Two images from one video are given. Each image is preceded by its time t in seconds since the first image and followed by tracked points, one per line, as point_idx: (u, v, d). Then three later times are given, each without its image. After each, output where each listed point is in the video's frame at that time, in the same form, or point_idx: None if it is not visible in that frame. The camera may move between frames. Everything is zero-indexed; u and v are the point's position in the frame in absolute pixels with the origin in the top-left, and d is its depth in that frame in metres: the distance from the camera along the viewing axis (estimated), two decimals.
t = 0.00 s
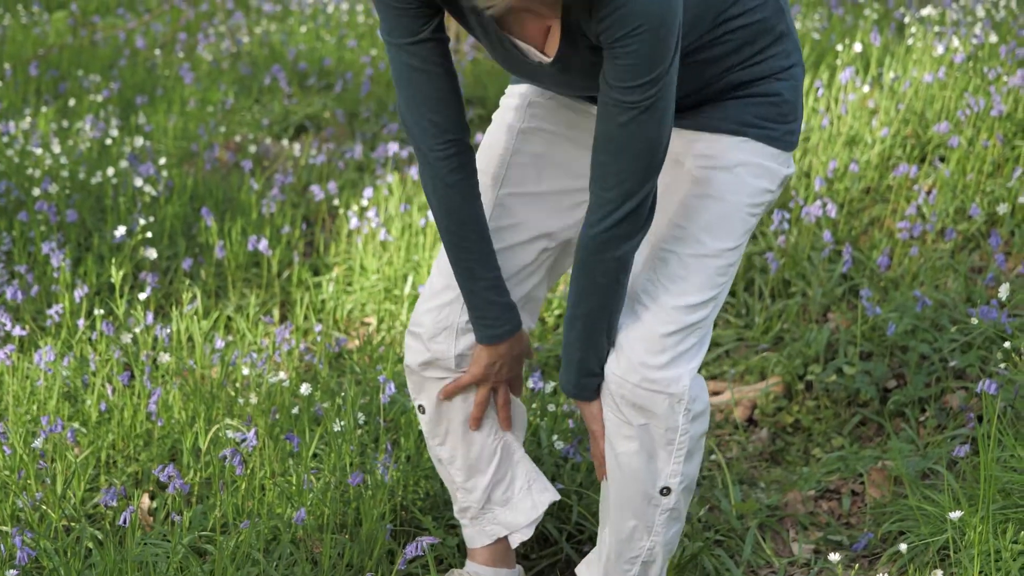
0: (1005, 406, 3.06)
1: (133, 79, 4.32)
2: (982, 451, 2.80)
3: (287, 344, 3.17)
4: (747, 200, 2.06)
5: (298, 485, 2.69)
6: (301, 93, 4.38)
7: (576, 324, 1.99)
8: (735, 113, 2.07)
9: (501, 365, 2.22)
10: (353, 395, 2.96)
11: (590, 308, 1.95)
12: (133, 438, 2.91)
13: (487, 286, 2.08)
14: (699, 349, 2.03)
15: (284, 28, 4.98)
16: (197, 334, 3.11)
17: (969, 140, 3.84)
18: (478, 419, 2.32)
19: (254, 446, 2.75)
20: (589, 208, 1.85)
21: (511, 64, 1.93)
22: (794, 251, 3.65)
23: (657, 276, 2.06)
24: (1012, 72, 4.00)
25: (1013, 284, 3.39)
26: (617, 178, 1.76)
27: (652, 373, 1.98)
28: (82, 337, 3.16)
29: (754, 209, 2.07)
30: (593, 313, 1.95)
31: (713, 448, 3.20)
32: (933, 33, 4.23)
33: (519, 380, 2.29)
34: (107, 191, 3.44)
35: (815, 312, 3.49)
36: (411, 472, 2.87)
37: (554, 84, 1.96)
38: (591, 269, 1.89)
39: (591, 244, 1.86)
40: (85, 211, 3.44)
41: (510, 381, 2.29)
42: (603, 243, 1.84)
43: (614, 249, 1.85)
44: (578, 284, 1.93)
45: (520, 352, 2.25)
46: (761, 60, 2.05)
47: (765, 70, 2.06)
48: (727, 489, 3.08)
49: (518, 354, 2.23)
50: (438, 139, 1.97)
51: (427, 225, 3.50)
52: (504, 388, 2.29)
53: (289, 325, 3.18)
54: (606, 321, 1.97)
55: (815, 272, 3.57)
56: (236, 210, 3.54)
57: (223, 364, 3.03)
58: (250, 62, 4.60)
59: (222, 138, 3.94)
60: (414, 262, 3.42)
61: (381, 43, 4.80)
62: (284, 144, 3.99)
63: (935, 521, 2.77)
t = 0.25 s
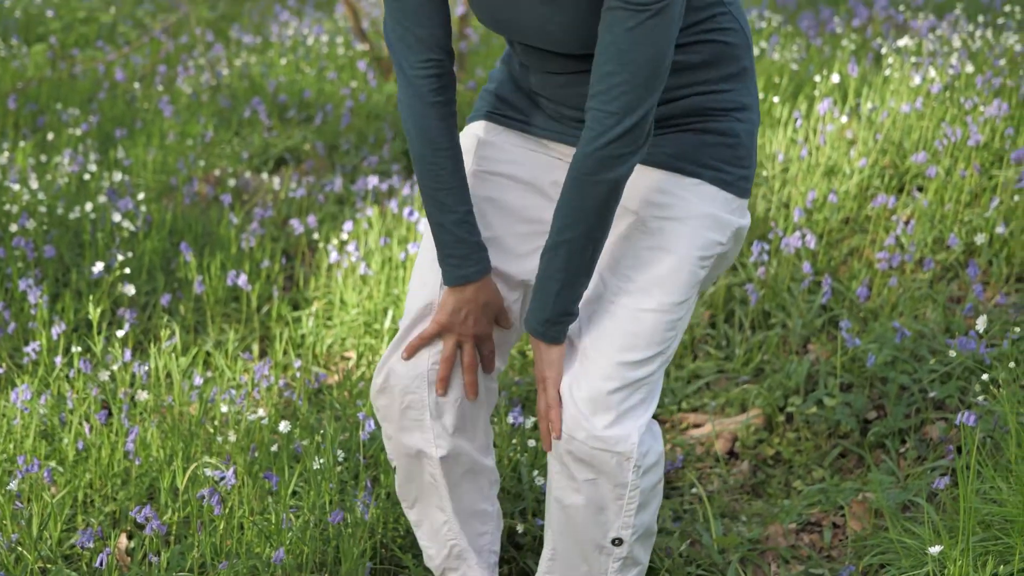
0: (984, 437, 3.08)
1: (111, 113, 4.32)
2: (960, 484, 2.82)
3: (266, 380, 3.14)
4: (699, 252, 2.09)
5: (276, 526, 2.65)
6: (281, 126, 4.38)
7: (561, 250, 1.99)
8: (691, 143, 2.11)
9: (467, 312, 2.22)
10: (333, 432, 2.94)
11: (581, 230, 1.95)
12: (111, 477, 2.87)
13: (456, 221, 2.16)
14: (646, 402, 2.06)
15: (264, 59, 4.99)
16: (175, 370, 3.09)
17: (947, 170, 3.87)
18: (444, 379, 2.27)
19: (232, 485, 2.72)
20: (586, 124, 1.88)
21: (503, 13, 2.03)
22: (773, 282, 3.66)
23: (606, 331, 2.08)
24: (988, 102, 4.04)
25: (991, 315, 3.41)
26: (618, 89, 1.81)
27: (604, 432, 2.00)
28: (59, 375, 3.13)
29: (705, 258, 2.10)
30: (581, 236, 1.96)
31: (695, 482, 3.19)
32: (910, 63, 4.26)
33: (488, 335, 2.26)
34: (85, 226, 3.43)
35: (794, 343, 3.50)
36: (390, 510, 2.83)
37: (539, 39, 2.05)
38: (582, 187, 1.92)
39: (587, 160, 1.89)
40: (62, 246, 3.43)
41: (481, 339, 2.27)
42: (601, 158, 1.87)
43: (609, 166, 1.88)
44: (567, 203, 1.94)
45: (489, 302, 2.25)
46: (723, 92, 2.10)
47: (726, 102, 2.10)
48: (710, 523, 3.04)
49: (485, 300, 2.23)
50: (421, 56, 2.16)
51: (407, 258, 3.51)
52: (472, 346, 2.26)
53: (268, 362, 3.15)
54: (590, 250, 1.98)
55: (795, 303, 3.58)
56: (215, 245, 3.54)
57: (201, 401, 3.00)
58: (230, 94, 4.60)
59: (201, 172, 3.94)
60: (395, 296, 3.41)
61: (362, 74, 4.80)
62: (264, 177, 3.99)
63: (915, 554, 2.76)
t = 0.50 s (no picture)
0: (960, 463, 3.04)
1: (85, 151, 4.35)
2: (937, 511, 2.78)
3: (241, 417, 3.13)
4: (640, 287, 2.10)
5: (253, 562, 2.60)
6: (255, 160, 4.39)
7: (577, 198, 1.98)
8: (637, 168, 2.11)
9: (440, 270, 2.19)
10: (308, 468, 2.91)
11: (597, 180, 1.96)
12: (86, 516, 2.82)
13: (428, 172, 2.19)
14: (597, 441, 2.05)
15: (237, 94, 5.01)
16: (150, 408, 3.07)
17: (920, 197, 3.90)
18: (426, 342, 2.19)
19: (208, 522, 2.71)
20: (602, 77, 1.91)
21: None
22: (748, 311, 3.68)
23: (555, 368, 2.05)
24: (959, 128, 4.07)
25: (966, 341, 3.41)
26: (633, 37, 1.86)
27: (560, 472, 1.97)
28: (33, 414, 3.11)
29: (647, 293, 2.11)
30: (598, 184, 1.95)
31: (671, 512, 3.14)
32: (881, 91, 4.30)
33: (466, 298, 2.20)
34: (58, 264, 3.44)
35: (770, 371, 3.51)
36: (366, 546, 2.79)
37: (518, 9, 2.00)
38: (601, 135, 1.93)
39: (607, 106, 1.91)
40: (35, 284, 3.44)
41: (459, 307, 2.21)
42: (624, 106, 1.89)
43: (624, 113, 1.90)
44: (586, 150, 1.93)
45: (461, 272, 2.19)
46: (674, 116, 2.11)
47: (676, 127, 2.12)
48: (687, 554, 2.99)
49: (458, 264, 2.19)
50: (401, 7, 2.23)
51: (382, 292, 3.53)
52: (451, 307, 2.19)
53: (243, 399, 3.14)
54: (604, 200, 1.98)
55: (770, 332, 3.60)
56: (189, 281, 3.54)
57: (176, 439, 2.98)
58: (203, 129, 4.62)
59: (175, 209, 3.96)
60: (370, 330, 3.45)
61: (336, 108, 4.82)
62: (238, 214, 4.00)
63: None
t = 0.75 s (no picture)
0: (957, 488, 3.02)
1: (77, 189, 4.39)
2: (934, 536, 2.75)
3: (235, 453, 3.14)
4: (623, 310, 2.02)
5: None
6: (246, 195, 4.42)
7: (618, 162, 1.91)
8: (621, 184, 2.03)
9: (433, 237, 2.12)
10: (303, 503, 2.90)
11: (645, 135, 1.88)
12: (82, 556, 2.78)
13: (409, 133, 2.15)
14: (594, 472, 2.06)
15: (228, 129, 5.05)
16: (145, 446, 3.07)
17: (911, 220, 3.91)
18: (425, 311, 2.14)
19: (204, 560, 2.68)
20: (651, 41, 1.86)
21: None
22: (741, 337, 3.69)
23: (548, 395, 2.03)
24: (949, 151, 4.09)
25: (959, 364, 3.41)
26: None
27: (559, 503, 2.01)
28: (28, 454, 3.12)
29: (629, 316, 2.04)
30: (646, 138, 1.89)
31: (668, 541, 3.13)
32: (870, 115, 4.32)
33: (460, 263, 2.12)
34: (51, 303, 3.46)
35: (765, 398, 3.51)
36: None
37: None
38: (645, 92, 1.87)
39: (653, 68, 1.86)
40: (29, 324, 3.46)
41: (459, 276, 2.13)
42: (681, 67, 1.84)
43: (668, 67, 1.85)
44: (634, 107, 1.87)
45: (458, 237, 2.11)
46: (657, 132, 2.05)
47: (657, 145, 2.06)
48: None
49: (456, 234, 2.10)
50: None
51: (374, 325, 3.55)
52: (448, 275, 2.13)
53: (237, 435, 3.15)
54: (646, 161, 1.91)
55: (763, 358, 3.60)
56: (182, 317, 3.56)
57: (171, 476, 2.97)
58: (194, 165, 4.65)
59: (167, 245, 3.99)
60: (362, 363, 3.47)
61: (325, 141, 4.84)
62: (229, 249, 4.03)
63: None
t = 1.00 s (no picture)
0: (965, 513, 3.01)
1: (83, 219, 4.41)
2: (943, 562, 2.74)
3: (242, 483, 3.12)
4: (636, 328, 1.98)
5: None
6: (251, 224, 4.44)
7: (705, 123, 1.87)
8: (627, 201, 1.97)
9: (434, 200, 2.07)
10: (310, 533, 2.87)
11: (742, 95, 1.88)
12: None
13: (399, 99, 2.14)
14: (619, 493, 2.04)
15: (233, 157, 5.08)
16: (152, 476, 3.06)
17: (917, 243, 3.92)
18: (444, 277, 2.09)
19: None
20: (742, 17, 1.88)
21: None
22: (747, 363, 3.69)
23: (568, 420, 2.00)
24: (954, 174, 4.10)
25: (966, 388, 3.40)
26: None
27: (585, 527, 1.99)
28: (36, 486, 3.11)
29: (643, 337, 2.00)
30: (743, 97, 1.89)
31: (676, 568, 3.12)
32: (874, 139, 4.33)
33: (459, 220, 2.04)
34: (59, 334, 3.47)
35: (771, 425, 3.51)
36: None
37: None
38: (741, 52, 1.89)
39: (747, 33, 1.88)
40: (36, 355, 3.47)
41: (470, 238, 2.06)
42: (778, 39, 1.87)
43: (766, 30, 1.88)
44: (735, 71, 1.87)
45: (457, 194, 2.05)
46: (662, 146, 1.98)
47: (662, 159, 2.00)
48: None
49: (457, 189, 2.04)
50: None
51: (380, 353, 3.57)
52: (454, 235, 2.07)
53: (244, 464, 3.14)
54: (728, 127, 1.91)
55: (769, 385, 3.61)
56: (188, 347, 3.57)
57: (178, 506, 2.97)
58: (200, 195, 4.67)
59: (173, 275, 4.01)
60: (369, 391, 3.47)
61: (330, 169, 4.86)
62: (235, 278, 4.04)
63: None
